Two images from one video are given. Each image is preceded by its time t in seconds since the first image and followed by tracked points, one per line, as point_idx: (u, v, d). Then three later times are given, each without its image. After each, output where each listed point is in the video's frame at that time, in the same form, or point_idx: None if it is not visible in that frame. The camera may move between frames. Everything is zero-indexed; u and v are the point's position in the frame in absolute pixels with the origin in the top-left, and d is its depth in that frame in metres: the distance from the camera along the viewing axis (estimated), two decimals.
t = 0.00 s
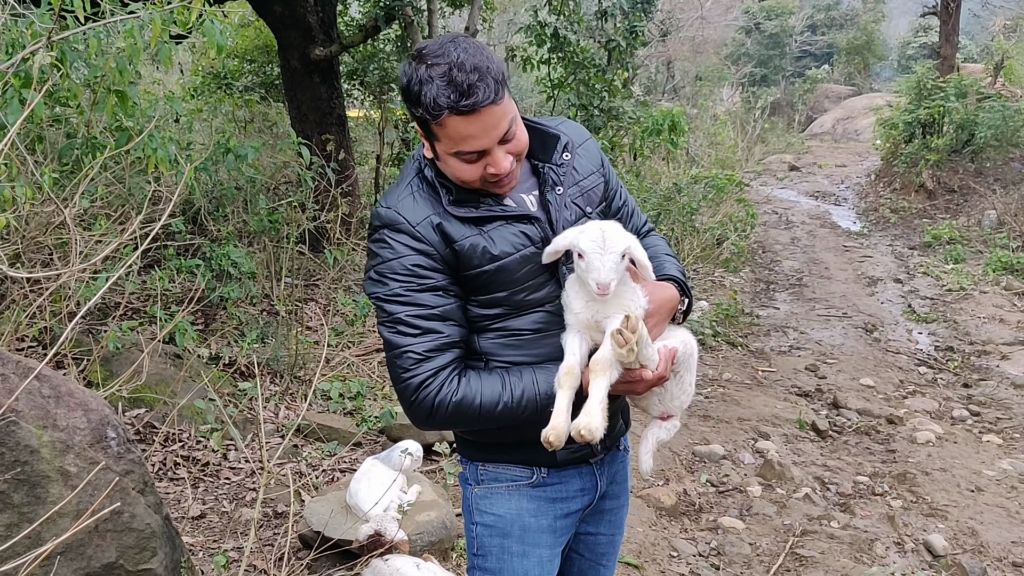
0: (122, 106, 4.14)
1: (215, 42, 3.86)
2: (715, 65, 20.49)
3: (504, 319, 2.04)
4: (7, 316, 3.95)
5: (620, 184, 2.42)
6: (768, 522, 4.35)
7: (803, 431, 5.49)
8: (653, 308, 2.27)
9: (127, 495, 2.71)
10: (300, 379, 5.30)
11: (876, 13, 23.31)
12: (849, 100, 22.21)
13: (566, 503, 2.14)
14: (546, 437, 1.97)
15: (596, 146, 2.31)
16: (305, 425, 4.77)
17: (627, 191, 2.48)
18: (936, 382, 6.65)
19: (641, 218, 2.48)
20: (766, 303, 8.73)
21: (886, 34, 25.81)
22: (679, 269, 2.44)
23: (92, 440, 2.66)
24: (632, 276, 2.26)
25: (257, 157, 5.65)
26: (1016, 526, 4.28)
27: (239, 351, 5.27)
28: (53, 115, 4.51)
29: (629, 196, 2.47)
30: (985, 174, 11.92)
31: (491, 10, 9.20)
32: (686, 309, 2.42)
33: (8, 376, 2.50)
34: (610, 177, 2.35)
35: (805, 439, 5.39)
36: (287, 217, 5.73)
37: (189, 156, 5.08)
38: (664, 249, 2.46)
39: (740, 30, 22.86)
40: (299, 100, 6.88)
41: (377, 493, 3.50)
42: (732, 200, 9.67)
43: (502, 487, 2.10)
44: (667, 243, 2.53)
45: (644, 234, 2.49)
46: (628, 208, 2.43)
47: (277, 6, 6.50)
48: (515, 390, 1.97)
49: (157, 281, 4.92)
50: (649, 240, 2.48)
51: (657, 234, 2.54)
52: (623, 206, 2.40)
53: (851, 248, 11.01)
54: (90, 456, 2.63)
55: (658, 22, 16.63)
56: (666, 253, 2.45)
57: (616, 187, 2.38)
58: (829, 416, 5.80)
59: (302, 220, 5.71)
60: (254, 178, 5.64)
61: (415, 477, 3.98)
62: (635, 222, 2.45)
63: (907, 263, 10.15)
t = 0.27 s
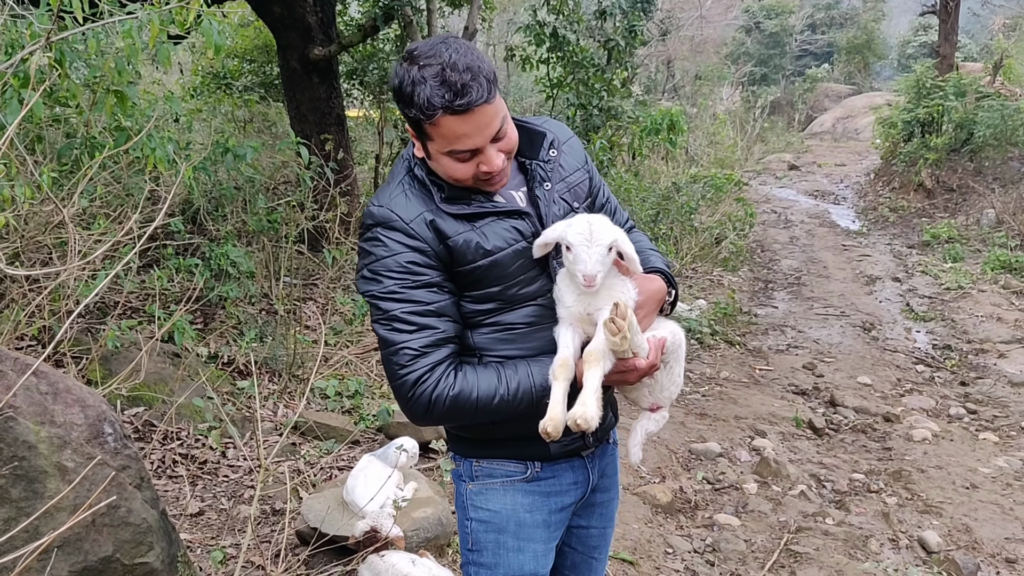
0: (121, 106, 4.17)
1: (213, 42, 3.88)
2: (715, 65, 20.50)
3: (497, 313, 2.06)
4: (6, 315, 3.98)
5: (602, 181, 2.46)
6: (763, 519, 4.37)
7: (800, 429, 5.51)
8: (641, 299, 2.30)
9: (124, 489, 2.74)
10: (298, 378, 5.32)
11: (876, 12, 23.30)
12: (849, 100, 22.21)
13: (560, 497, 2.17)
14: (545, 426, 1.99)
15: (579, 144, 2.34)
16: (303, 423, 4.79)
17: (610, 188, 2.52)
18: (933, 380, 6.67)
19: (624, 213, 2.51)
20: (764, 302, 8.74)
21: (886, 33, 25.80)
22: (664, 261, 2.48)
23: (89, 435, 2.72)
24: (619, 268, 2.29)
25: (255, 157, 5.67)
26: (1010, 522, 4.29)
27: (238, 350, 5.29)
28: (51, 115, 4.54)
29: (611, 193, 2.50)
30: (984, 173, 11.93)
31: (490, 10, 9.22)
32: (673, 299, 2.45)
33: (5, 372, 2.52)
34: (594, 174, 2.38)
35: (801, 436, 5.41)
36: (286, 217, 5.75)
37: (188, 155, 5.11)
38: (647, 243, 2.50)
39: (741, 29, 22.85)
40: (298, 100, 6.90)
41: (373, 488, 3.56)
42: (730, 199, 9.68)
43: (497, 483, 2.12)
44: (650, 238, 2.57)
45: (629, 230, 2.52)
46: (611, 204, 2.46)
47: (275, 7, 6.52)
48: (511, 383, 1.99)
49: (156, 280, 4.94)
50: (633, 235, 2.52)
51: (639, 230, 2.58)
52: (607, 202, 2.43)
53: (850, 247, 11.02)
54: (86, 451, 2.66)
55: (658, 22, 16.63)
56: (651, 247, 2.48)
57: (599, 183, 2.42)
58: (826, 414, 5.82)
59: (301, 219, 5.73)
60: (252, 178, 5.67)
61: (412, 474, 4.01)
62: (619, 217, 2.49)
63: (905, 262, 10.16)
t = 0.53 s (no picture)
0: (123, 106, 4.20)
1: (214, 41, 3.90)
2: (718, 63, 20.48)
3: (496, 310, 2.09)
4: (8, 313, 4.01)
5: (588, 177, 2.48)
6: (762, 515, 4.39)
7: (799, 426, 5.53)
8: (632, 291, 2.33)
9: (123, 484, 2.77)
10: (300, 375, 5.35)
11: (879, 10, 23.27)
12: (852, 98, 22.19)
13: (559, 490, 2.19)
14: (549, 420, 2.02)
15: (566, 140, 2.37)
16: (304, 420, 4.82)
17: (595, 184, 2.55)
18: (933, 377, 6.68)
19: (610, 208, 2.54)
20: (766, 299, 8.75)
21: (889, 31, 25.76)
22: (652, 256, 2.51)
23: (89, 430, 2.73)
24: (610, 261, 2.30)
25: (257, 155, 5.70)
26: (1008, 518, 4.31)
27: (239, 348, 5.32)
28: (53, 114, 4.57)
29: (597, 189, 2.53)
30: (986, 170, 11.92)
31: (492, 9, 9.24)
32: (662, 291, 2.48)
33: (6, 368, 2.55)
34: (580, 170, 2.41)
35: (801, 433, 5.43)
36: (287, 216, 5.77)
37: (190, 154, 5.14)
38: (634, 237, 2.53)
39: (743, 28, 22.82)
40: (300, 99, 6.93)
41: (372, 484, 3.56)
42: (732, 197, 9.69)
43: (498, 478, 2.14)
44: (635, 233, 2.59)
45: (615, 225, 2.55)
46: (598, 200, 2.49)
47: (277, 6, 6.55)
48: (512, 377, 2.01)
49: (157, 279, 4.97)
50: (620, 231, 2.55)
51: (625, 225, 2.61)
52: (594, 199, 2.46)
53: (851, 244, 11.02)
54: (86, 446, 2.69)
55: (660, 20, 16.63)
56: (638, 241, 2.52)
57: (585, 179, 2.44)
58: (826, 411, 5.83)
59: (302, 218, 5.76)
60: (254, 176, 5.69)
61: (410, 470, 4.03)
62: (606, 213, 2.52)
63: (907, 259, 10.16)
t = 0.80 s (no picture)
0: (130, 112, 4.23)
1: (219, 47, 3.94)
2: (724, 66, 20.48)
3: (499, 316, 2.11)
4: (16, 318, 4.04)
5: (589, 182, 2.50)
6: (766, 518, 4.39)
7: (805, 429, 5.52)
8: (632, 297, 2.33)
9: (129, 487, 2.79)
10: (306, 379, 5.37)
11: (886, 13, 23.22)
12: (859, 100, 22.14)
13: (562, 494, 2.21)
14: (553, 426, 2.02)
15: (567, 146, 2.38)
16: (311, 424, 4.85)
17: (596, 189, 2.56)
18: (940, 381, 6.66)
19: (609, 214, 2.55)
20: (772, 302, 8.74)
21: (896, 33, 25.70)
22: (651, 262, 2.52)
23: (96, 434, 2.75)
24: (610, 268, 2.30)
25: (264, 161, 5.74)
26: (1014, 522, 4.30)
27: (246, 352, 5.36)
28: (61, 121, 4.61)
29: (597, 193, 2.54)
30: (993, 173, 11.88)
31: (497, 13, 9.26)
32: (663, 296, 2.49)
33: (15, 372, 2.58)
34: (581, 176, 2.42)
35: (806, 437, 5.42)
36: (294, 220, 5.80)
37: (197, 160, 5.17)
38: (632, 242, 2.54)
39: (750, 31, 22.81)
40: (306, 104, 6.97)
41: (378, 487, 3.57)
42: (738, 200, 9.69)
43: (502, 482, 2.16)
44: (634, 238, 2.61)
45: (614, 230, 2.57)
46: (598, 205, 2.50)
47: (283, 11, 6.59)
48: (515, 384, 2.03)
49: (165, 283, 5.01)
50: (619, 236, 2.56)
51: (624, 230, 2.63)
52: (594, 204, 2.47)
53: (858, 247, 11.00)
54: (93, 449, 2.72)
55: (666, 24, 16.64)
56: (637, 247, 2.53)
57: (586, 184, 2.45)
58: (831, 415, 5.82)
59: (308, 222, 5.79)
60: (261, 181, 5.73)
61: (415, 474, 4.05)
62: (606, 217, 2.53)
63: (913, 262, 10.13)
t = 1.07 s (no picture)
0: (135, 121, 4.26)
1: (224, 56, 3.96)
2: (727, 73, 20.51)
3: (498, 324, 2.11)
4: (21, 326, 4.06)
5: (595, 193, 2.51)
6: (771, 526, 4.38)
7: (809, 437, 5.51)
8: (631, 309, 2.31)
9: (134, 495, 2.80)
10: (310, 387, 5.38)
11: (889, 19, 23.25)
12: (862, 107, 22.16)
13: (561, 502, 2.21)
14: (544, 437, 2.01)
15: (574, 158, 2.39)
16: (315, 432, 4.85)
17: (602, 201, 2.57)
18: (945, 387, 6.64)
19: (616, 226, 2.56)
20: (776, 309, 8.74)
21: (899, 40, 25.72)
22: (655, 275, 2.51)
23: (100, 442, 2.78)
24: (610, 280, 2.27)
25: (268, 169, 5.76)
26: (1019, 529, 4.28)
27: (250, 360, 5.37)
28: (66, 130, 4.63)
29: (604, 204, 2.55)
30: (997, 179, 11.87)
31: (500, 21, 9.30)
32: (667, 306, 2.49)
33: (20, 381, 2.59)
34: (586, 187, 2.43)
35: (811, 444, 5.41)
36: (298, 228, 5.82)
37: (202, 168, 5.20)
38: (637, 255, 2.54)
39: (753, 38, 22.86)
40: (310, 113, 7.00)
41: (382, 496, 3.57)
42: (741, 207, 9.70)
43: (500, 490, 2.16)
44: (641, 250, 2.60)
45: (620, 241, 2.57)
46: (604, 216, 2.51)
47: (287, 20, 6.63)
48: (512, 393, 2.03)
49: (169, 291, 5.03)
50: (624, 247, 2.56)
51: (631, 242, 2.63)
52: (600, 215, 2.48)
53: (862, 254, 10.99)
54: (98, 458, 2.73)
55: (669, 31, 16.68)
56: (642, 260, 2.53)
57: (592, 195, 2.46)
58: (836, 422, 5.81)
59: (312, 231, 5.81)
60: (265, 190, 5.75)
61: (419, 482, 4.06)
62: (611, 228, 2.54)
63: (918, 269, 10.12)
